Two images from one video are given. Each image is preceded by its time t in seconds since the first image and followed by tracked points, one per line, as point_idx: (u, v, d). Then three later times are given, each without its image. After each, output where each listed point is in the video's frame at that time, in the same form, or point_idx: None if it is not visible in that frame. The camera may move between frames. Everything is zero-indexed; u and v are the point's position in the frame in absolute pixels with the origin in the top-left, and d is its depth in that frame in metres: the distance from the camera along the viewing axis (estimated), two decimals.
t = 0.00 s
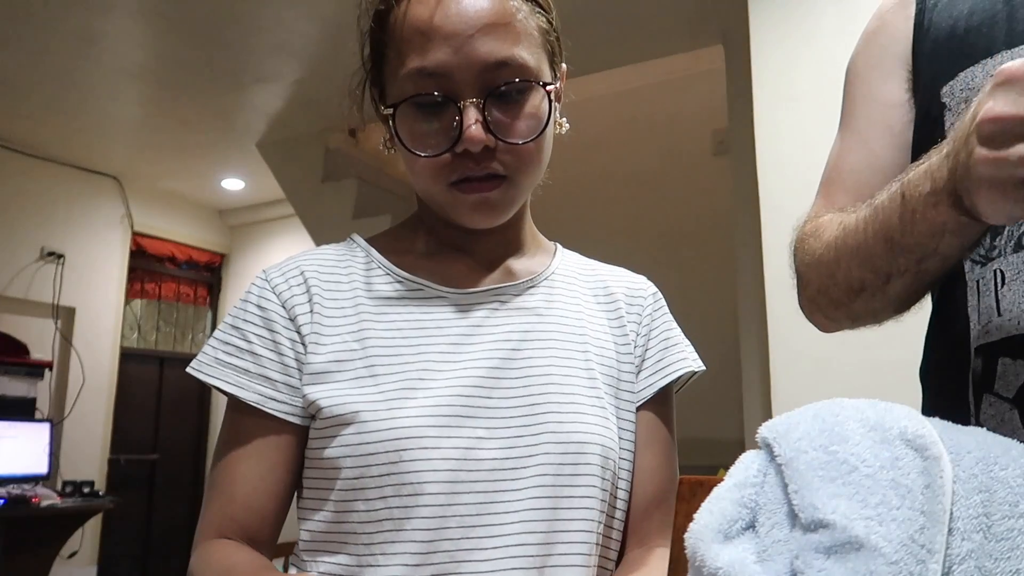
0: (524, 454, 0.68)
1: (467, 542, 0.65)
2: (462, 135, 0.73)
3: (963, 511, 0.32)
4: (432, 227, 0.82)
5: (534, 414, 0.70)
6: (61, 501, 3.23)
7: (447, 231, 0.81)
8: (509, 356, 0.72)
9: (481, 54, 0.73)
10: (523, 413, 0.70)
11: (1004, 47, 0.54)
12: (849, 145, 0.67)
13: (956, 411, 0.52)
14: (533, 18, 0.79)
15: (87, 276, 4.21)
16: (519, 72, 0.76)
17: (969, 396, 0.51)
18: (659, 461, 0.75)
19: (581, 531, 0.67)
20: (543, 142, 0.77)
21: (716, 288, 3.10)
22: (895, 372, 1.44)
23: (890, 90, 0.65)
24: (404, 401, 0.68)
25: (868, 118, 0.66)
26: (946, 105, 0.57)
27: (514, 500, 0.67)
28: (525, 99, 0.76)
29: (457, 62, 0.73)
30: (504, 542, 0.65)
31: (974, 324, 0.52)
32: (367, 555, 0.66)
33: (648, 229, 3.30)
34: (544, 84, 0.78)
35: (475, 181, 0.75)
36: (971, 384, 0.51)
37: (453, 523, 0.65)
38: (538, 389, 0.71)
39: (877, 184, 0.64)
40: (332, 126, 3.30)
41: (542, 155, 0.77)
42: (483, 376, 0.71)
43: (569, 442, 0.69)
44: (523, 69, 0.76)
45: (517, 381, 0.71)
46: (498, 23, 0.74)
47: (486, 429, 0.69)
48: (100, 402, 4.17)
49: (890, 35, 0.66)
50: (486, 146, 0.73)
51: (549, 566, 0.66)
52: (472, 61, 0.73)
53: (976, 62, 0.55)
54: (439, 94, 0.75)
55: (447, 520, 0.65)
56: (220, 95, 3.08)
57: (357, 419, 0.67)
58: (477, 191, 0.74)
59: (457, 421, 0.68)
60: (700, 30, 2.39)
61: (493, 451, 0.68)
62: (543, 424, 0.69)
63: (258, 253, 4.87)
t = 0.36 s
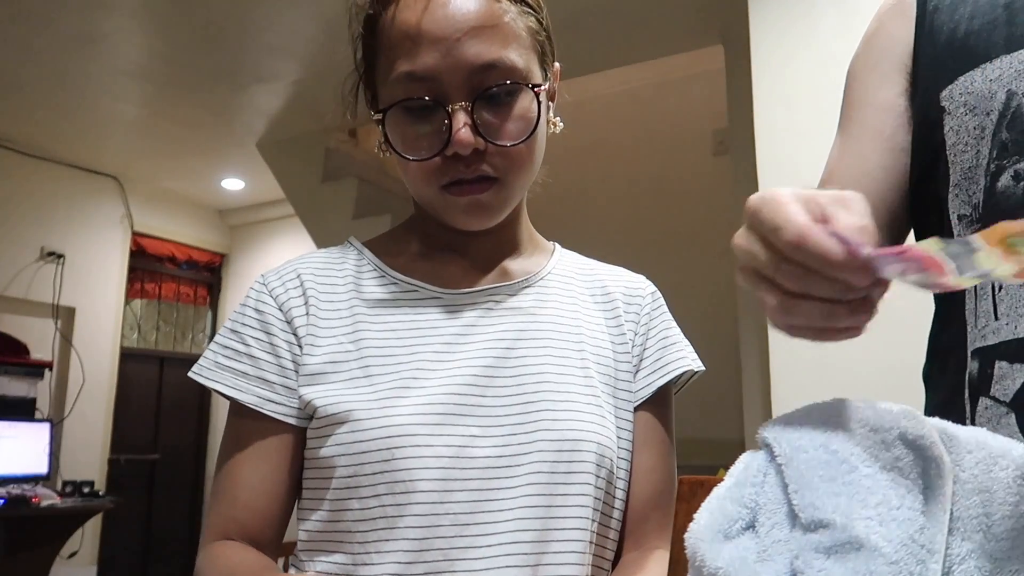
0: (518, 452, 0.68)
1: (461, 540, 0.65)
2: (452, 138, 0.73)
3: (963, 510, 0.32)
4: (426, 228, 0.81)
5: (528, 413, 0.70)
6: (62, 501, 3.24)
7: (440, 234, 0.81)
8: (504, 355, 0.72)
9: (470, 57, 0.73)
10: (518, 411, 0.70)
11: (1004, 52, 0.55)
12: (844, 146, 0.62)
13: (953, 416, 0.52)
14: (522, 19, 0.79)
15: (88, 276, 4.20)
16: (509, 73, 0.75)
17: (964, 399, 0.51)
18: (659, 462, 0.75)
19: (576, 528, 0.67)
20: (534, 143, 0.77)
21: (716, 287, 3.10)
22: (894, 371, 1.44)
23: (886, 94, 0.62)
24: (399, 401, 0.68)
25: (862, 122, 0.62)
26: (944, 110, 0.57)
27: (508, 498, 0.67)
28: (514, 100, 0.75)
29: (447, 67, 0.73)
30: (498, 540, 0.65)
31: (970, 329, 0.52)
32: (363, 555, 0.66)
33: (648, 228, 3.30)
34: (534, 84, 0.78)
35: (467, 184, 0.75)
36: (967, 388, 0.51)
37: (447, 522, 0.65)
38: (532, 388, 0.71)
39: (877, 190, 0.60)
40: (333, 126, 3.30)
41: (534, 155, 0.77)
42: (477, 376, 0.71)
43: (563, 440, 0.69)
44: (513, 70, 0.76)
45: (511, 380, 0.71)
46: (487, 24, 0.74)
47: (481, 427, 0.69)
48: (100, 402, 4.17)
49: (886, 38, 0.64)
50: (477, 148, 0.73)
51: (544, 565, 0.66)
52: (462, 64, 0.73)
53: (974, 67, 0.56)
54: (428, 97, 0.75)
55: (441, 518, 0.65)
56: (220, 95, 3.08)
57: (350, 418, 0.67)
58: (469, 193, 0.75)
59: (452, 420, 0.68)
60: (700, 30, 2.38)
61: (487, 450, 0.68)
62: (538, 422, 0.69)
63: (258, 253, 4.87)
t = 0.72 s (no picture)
0: (518, 453, 0.68)
1: (461, 542, 0.65)
2: (450, 141, 0.73)
3: (964, 511, 0.32)
4: (427, 227, 0.82)
5: (529, 413, 0.70)
6: (62, 501, 3.24)
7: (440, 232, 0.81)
8: (506, 354, 0.72)
9: (469, 58, 0.73)
10: (519, 411, 0.70)
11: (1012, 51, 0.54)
12: (845, 144, 0.66)
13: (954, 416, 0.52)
14: (523, 18, 0.78)
15: (88, 276, 4.20)
16: (508, 75, 0.75)
17: (970, 401, 0.51)
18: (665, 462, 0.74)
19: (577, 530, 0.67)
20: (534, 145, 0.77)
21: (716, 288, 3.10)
22: (895, 371, 1.44)
23: (887, 90, 0.65)
24: (400, 402, 0.69)
25: (863, 117, 0.66)
26: (950, 108, 0.57)
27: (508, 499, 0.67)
28: (514, 101, 0.75)
29: (446, 68, 0.74)
30: (499, 542, 0.65)
31: (977, 333, 0.51)
32: (364, 555, 0.66)
33: (648, 228, 3.29)
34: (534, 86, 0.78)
35: (465, 186, 0.75)
36: (973, 391, 0.51)
37: (447, 523, 0.65)
38: (534, 387, 0.71)
39: (872, 185, 0.63)
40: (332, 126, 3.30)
41: (534, 156, 0.77)
42: (478, 376, 0.71)
43: (565, 441, 0.68)
44: (511, 70, 0.75)
45: (513, 379, 0.71)
46: (485, 24, 0.74)
47: (481, 428, 0.69)
48: (100, 402, 4.17)
49: (888, 35, 0.67)
50: (474, 151, 0.73)
51: (546, 567, 0.65)
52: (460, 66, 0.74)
53: (981, 65, 0.56)
54: (426, 100, 0.76)
55: (440, 519, 0.65)
56: (220, 95, 3.08)
57: (349, 420, 0.68)
58: (467, 195, 0.75)
59: (452, 421, 0.68)
60: (700, 30, 2.39)
61: (488, 451, 0.68)
62: (538, 423, 0.69)
63: (258, 253, 4.87)
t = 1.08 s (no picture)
0: (520, 456, 0.68)
1: (460, 546, 0.65)
2: (457, 142, 0.73)
3: (963, 511, 0.32)
4: (432, 224, 0.82)
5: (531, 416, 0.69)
6: (62, 501, 3.24)
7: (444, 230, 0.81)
8: (510, 356, 0.72)
9: (478, 57, 0.73)
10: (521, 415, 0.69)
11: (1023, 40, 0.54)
12: (847, 135, 0.67)
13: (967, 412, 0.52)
14: (533, 17, 0.78)
15: (88, 276, 4.20)
16: (517, 75, 0.75)
17: (983, 396, 0.51)
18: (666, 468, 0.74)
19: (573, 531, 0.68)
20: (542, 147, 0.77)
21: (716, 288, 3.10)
22: (895, 371, 1.44)
23: (891, 80, 0.65)
24: (402, 403, 0.69)
25: (867, 107, 0.66)
26: (958, 100, 0.57)
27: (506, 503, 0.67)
28: (523, 102, 0.75)
29: (454, 66, 0.73)
30: (499, 547, 0.65)
31: (991, 329, 0.51)
32: (360, 557, 0.66)
33: (648, 228, 3.29)
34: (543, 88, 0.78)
35: (471, 186, 0.75)
36: (989, 388, 0.50)
37: (445, 527, 0.65)
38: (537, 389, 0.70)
39: (873, 177, 0.64)
40: (332, 126, 3.30)
41: (542, 157, 0.77)
42: (481, 378, 0.70)
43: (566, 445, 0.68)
44: (520, 72, 0.75)
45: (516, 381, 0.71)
46: (494, 24, 0.73)
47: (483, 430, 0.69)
48: (100, 402, 4.17)
49: (892, 27, 0.67)
50: (482, 152, 0.73)
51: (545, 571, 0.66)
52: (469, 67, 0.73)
53: (991, 57, 0.56)
54: (433, 99, 0.75)
55: (439, 523, 0.65)
56: (220, 95, 3.08)
57: (351, 419, 0.68)
58: (474, 196, 0.75)
59: (454, 423, 0.68)
60: (700, 30, 2.39)
61: (490, 453, 0.68)
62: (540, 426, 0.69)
63: (258, 253, 4.87)
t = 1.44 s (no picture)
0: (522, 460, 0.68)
1: (460, 551, 0.65)
2: (472, 132, 0.73)
3: (963, 511, 0.32)
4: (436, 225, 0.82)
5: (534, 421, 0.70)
6: (61, 501, 3.25)
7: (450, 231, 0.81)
8: (512, 360, 0.72)
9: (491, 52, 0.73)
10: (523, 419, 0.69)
11: None
12: (848, 132, 0.67)
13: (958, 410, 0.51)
14: (551, 12, 0.78)
15: (87, 276, 4.20)
16: (532, 68, 0.76)
17: (971, 393, 0.51)
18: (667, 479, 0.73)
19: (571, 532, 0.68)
20: (555, 144, 0.77)
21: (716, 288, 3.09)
22: (895, 370, 1.44)
23: (894, 76, 0.65)
24: (403, 405, 0.68)
25: (869, 102, 0.66)
26: (957, 97, 0.57)
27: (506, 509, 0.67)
28: (538, 96, 0.76)
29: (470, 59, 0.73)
30: (499, 553, 0.65)
31: (982, 327, 0.51)
32: (360, 560, 0.66)
33: (648, 228, 3.29)
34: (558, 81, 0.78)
35: (484, 179, 0.75)
36: (977, 385, 0.50)
37: (445, 532, 0.65)
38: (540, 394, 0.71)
39: (874, 172, 0.64)
40: (333, 126, 3.30)
41: (554, 154, 0.78)
42: (483, 382, 0.70)
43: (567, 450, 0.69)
44: (536, 65, 0.76)
45: (519, 385, 0.71)
46: (514, 15, 0.73)
47: (485, 435, 0.68)
48: (100, 402, 4.17)
49: (895, 22, 0.67)
50: (497, 144, 0.73)
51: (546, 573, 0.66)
52: (488, 54, 0.73)
53: (992, 52, 0.56)
54: (448, 89, 0.75)
55: (439, 529, 0.65)
56: (220, 95, 3.08)
57: (353, 421, 0.68)
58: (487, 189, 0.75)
59: (456, 426, 0.68)
60: (700, 30, 2.39)
61: (491, 458, 0.68)
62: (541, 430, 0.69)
63: (258, 253, 4.87)
